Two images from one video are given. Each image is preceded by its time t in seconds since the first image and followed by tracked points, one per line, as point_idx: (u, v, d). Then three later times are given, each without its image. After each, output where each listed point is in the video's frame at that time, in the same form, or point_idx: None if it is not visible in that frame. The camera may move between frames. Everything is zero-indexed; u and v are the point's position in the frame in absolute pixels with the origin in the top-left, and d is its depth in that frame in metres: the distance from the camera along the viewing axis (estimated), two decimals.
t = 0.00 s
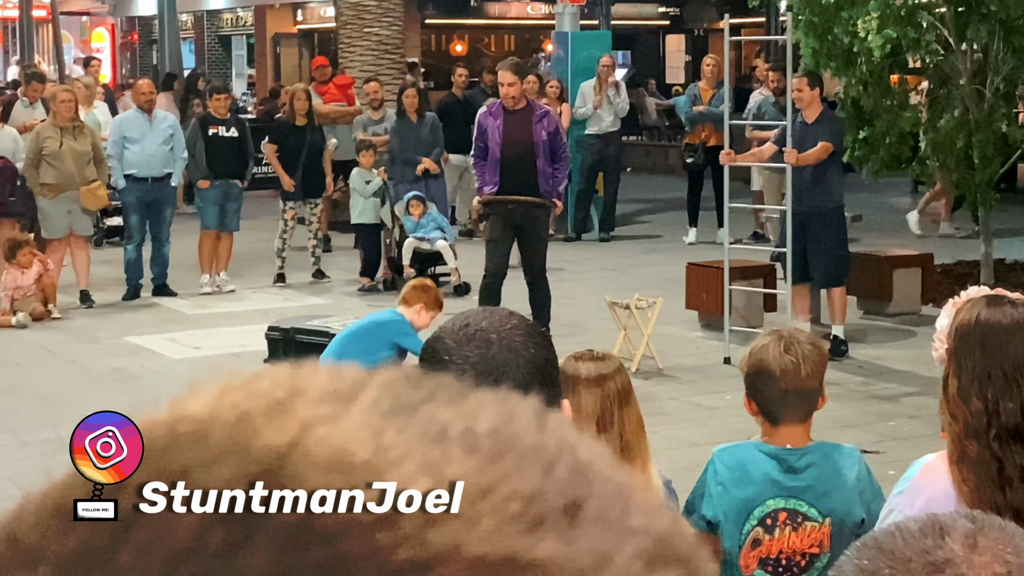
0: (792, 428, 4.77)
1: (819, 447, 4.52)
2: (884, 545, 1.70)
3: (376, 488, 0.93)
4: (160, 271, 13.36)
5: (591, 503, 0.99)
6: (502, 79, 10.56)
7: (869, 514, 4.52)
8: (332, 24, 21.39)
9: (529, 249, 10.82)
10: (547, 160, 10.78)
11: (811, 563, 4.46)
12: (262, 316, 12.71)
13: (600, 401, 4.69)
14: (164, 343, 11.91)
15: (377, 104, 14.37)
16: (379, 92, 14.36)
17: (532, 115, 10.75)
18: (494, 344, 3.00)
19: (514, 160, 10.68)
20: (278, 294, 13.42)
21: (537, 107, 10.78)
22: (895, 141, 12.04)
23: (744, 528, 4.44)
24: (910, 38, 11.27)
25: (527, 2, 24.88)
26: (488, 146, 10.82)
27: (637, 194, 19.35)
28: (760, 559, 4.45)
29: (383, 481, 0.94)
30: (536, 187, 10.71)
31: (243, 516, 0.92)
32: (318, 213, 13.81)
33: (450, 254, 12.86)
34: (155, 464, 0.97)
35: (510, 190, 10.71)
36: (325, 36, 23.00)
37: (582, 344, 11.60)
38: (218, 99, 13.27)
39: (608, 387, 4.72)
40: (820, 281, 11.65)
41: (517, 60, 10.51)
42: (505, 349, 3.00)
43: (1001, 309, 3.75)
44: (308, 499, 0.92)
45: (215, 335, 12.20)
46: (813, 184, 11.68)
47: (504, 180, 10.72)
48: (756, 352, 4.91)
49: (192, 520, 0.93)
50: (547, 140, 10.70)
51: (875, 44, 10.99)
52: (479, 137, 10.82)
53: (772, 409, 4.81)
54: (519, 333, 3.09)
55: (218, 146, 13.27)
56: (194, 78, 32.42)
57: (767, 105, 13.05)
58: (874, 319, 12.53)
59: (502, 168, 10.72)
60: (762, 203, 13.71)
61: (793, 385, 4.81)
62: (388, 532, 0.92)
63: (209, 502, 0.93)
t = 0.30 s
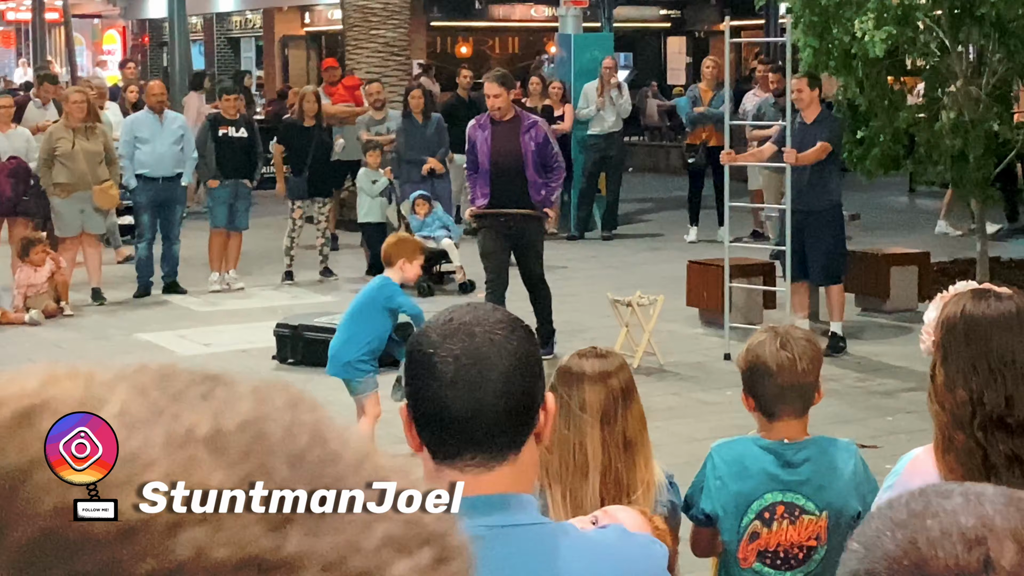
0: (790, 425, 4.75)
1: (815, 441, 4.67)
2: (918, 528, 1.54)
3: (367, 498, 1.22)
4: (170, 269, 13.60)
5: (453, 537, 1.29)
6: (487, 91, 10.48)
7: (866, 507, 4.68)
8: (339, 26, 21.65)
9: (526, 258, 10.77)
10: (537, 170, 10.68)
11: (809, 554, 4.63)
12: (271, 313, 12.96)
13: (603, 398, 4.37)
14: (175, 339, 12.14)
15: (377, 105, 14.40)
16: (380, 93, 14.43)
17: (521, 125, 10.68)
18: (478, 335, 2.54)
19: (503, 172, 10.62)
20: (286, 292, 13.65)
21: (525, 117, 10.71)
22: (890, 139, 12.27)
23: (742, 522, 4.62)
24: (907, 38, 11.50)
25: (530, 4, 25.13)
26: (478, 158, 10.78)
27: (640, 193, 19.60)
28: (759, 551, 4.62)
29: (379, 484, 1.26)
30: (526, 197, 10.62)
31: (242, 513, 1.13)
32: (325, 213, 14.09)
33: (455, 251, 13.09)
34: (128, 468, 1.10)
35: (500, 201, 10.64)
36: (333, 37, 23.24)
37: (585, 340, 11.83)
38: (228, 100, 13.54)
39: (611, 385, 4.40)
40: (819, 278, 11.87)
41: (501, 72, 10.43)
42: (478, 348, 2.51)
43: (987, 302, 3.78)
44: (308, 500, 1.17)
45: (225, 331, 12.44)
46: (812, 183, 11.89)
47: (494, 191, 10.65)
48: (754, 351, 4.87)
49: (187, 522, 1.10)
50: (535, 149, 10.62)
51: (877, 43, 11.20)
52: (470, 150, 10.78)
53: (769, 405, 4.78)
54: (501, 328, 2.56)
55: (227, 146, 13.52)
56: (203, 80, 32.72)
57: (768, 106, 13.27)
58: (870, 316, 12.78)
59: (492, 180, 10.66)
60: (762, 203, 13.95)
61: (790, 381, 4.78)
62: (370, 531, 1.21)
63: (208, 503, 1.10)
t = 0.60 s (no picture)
0: (789, 424, 4.82)
1: (815, 441, 4.77)
2: (954, 545, 1.55)
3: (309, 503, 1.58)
4: (185, 269, 13.91)
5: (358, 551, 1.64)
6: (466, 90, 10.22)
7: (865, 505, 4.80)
8: (350, 30, 21.89)
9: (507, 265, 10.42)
10: (518, 170, 10.39)
11: (809, 552, 4.76)
12: (284, 312, 13.23)
13: (612, 397, 4.45)
14: (190, 338, 12.41)
15: (384, 108, 14.71)
16: (387, 97, 14.75)
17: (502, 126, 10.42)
18: (432, 331, 2.60)
19: (482, 172, 10.38)
20: (299, 291, 13.93)
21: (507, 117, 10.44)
22: (890, 141, 12.41)
23: (744, 522, 4.73)
24: (908, 45, 11.70)
25: (538, 9, 25.34)
26: (461, 159, 10.54)
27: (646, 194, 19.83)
28: (760, 550, 4.74)
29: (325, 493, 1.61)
30: (503, 198, 10.33)
31: (242, 513, 1.43)
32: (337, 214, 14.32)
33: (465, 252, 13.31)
34: (132, 468, 1.37)
35: (478, 202, 10.38)
36: (345, 41, 23.46)
37: (590, 339, 12.07)
38: (242, 103, 13.80)
39: (619, 384, 4.47)
40: (822, 278, 12.08)
41: (480, 70, 10.15)
42: (433, 343, 2.57)
43: (987, 301, 3.80)
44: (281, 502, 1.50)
45: (239, 330, 12.70)
46: (815, 185, 12.09)
47: (473, 192, 10.40)
48: (751, 349, 4.92)
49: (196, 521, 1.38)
50: (515, 149, 10.34)
51: (874, 53, 11.48)
52: (452, 149, 10.56)
53: (768, 406, 4.84)
54: (454, 324, 2.62)
55: (241, 148, 13.78)
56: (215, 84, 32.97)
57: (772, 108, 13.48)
58: (872, 315, 13.00)
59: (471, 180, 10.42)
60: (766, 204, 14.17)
61: (788, 381, 4.83)
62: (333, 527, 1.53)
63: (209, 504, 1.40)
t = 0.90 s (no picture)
0: (798, 427, 4.91)
1: (822, 443, 4.84)
2: (957, 556, 1.64)
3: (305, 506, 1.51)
4: (206, 268, 14.22)
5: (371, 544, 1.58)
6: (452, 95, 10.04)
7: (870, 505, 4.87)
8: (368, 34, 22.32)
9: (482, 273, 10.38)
10: (500, 179, 10.22)
11: (817, 552, 4.81)
12: (302, 311, 13.50)
13: (628, 397, 4.46)
14: (210, 336, 12.68)
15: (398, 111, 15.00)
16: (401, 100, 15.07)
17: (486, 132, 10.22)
18: (378, 331, 2.46)
19: (464, 178, 10.25)
20: (317, 290, 14.21)
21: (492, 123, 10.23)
22: (899, 146, 12.78)
23: (753, 521, 4.77)
24: (912, 51, 11.91)
25: (552, 14, 25.76)
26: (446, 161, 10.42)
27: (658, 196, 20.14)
28: (769, 550, 4.77)
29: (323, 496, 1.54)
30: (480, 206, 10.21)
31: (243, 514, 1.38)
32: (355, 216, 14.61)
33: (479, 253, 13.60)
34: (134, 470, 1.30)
35: (458, 207, 10.29)
36: (363, 46, 23.91)
37: (602, 338, 12.28)
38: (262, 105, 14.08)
39: (634, 385, 4.47)
40: (830, 278, 12.28)
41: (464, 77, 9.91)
42: (379, 343, 2.44)
43: (1015, 299, 4.06)
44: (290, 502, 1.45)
45: (258, 328, 12.95)
46: (824, 187, 12.28)
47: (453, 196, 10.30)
48: (761, 353, 4.99)
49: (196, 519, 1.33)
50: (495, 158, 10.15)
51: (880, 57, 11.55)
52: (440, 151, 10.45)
53: (776, 409, 4.92)
54: (402, 320, 2.48)
55: (260, 150, 14.09)
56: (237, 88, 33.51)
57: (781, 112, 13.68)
58: (880, 315, 13.22)
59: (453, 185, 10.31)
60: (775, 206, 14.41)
61: (797, 385, 4.90)
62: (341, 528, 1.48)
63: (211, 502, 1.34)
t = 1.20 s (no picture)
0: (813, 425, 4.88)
1: (837, 440, 4.83)
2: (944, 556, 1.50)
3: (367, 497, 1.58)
4: (231, 264, 14.49)
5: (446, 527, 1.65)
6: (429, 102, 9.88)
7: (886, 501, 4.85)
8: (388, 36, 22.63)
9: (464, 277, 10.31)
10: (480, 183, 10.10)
11: (832, 548, 4.80)
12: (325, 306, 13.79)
13: (647, 395, 4.48)
14: (235, 331, 12.96)
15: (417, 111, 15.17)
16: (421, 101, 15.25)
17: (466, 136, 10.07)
18: (339, 330, 2.40)
19: (447, 181, 10.21)
20: (340, 287, 14.47)
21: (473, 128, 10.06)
22: (911, 147, 12.93)
23: (768, 518, 4.78)
24: (926, 51, 12.12)
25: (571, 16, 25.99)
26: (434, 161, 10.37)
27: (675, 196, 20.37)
28: (783, 546, 4.79)
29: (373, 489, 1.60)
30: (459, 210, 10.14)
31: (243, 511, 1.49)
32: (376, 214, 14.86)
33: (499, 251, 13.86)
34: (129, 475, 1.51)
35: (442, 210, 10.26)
36: (384, 47, 24.23)
37: (618, 336, 12.49)
38: (284, 105, 14.35)
39: (653, 383, 4.50)
40: (843, 278, 12.47)
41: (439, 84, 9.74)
42: (340, 342, 2.37)
43: None
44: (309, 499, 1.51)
45: (281, 324, 13.23)
46: (838, 189, 12.41)
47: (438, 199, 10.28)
48: (778, 351, 4.99)
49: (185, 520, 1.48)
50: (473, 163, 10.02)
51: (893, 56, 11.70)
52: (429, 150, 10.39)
53: (792, 407, 4.91)
54: (369, 320, 2.41)
55: (281, 149, 14.36)
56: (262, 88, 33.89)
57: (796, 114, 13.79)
58: (892, 314, 13.40)
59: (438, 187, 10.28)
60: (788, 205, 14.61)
61: (813, 383, 4.88)
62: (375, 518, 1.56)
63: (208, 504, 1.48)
